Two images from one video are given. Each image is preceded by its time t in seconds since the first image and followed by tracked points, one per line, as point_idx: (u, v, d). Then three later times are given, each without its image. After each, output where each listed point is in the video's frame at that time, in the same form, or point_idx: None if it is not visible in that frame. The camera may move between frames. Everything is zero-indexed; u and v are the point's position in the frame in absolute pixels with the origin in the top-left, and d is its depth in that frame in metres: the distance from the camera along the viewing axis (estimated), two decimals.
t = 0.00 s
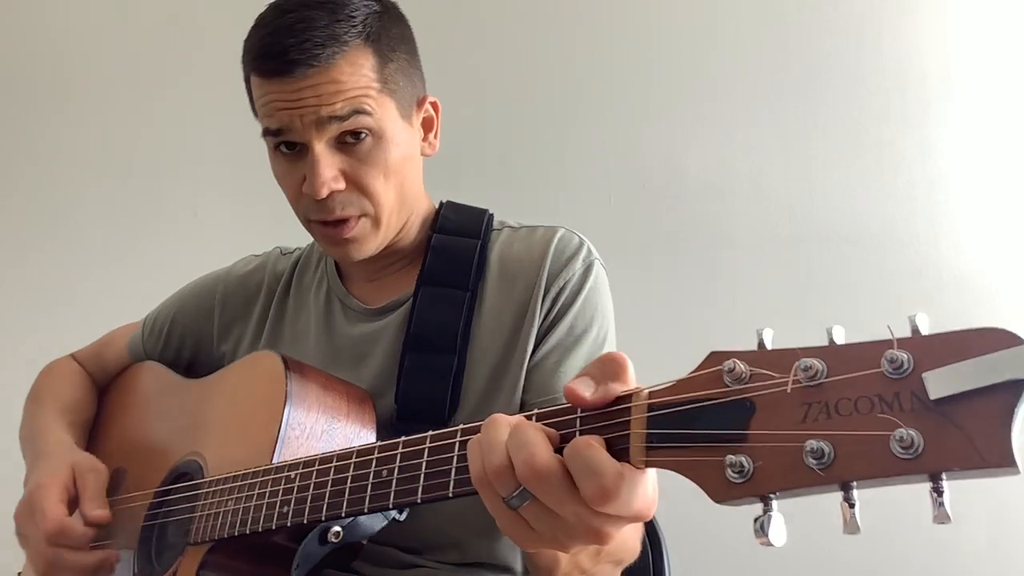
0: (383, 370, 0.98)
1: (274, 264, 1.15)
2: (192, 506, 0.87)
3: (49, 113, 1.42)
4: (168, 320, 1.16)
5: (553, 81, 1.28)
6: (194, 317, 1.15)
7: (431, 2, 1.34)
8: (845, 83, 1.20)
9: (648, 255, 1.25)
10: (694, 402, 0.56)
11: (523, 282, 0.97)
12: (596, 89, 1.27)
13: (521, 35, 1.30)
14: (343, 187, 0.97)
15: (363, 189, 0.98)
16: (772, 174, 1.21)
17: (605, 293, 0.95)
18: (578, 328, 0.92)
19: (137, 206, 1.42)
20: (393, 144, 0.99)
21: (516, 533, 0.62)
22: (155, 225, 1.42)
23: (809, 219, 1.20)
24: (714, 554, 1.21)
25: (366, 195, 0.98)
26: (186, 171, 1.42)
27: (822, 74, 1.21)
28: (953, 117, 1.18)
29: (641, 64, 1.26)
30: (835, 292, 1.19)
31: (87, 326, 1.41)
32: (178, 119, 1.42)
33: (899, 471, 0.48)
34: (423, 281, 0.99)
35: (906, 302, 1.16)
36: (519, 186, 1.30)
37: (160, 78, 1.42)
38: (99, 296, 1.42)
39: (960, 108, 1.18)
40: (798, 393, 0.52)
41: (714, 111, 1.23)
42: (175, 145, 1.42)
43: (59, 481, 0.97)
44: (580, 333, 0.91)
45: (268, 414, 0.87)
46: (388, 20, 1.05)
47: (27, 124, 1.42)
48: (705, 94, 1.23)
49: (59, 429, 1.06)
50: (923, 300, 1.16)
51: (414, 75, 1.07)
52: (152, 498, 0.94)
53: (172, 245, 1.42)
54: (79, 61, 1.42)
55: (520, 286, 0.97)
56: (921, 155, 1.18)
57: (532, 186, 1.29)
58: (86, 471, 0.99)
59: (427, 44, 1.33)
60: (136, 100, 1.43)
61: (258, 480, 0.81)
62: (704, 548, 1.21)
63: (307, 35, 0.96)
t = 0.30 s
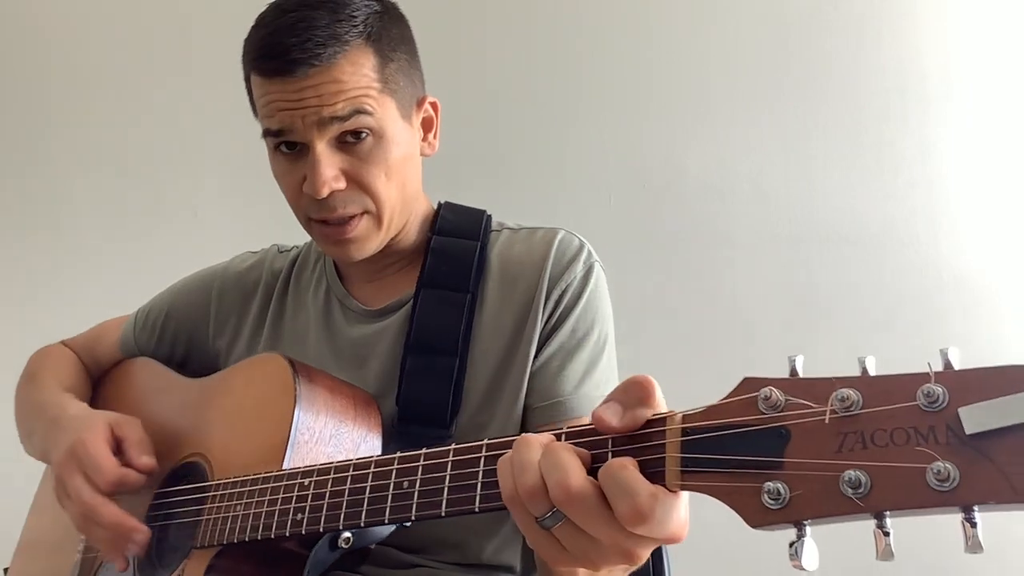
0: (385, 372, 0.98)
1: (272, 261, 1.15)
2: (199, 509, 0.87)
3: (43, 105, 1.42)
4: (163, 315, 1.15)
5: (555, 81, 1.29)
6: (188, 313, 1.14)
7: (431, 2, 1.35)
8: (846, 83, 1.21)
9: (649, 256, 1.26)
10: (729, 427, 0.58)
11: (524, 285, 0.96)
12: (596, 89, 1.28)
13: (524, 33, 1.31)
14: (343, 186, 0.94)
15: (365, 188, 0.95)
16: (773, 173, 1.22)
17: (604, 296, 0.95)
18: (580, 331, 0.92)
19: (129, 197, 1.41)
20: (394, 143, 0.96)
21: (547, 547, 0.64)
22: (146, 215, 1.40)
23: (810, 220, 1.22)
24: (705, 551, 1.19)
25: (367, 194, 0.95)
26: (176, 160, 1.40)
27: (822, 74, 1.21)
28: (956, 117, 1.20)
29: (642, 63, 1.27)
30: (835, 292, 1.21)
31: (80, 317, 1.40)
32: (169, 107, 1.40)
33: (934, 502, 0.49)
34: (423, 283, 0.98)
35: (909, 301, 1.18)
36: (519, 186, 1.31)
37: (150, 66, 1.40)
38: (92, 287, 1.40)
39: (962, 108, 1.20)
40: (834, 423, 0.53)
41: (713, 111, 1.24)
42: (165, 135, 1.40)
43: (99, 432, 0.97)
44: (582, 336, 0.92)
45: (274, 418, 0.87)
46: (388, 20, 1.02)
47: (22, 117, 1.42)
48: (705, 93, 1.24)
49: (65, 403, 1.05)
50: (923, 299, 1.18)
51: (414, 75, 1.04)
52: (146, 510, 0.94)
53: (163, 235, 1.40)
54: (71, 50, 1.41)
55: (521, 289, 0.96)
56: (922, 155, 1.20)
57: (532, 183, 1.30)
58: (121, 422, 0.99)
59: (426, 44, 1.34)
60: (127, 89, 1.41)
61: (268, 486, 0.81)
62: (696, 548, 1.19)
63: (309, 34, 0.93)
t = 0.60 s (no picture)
0: (388, 371, 0.98)
1: (277, 259, 1.14)
2: (202, 509, 0.87)
3: (44, 103, 1.41)
4: (168, 312, 1.14)
5: (553, 79, 1.28)
6: (193, 312, 1.14)
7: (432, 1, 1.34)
8: (844, 84, 1.18)
9: (648, 257, 1.24)
10: (736, 432, 0.57)
11: (532, 287, 0.95)
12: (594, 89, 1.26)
13: (526, 32, 1.30)
14: (352, 183, 0.93)
15: (373, 186, 0.94)
16: (773, 174, 1.20)
17: (612, 298, 0.95)
18: (589, 331, 0.92)
19: (132, 195, 1.41)
20: (403, 141, 0.96)
21: (553, 550, 0.64)
22: (149, 213, 1.40)
23: (808, 221, 1.19)
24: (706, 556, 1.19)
25: (376, 192, 0.95)
26: (179, 158, 1.40)
27: (821, 75, 1.19)
28: (951, 113, 1.16)
29: (641, 63, 1.25)
30: (833, 296, 1.17)
31: (81, 315, 1.40)
32: (172, 105, 1.40)
33: (942, 509, 0.49)
34: (431, 283, 0.98)
35: (905, 305, 1.15)
36: (518, 185, 1.29)
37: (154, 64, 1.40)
38: (93, 285, 1.40)
39: (957, 105, 1.16)
40: (842, 429, 0.53)
41: (712, 112, 1.22)
42: (168, 133, 1.40)
43: (113, 455, 0.96)
44: (591, 336, 0.92)
45: (278, 418, 0.87)
46: (399, 19, 1.02)
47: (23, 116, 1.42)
48: (704, 94, 1.22)
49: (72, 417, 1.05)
50: (919, 305, 1.14)
51: (423, 74, 1.04)
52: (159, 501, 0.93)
53: (165, 234, 1.40)
54: (75, 48, 1.41)
55: (529, 291, 0.95)
56: (917, 155, 1.16)
57: (530, 184, 1.29)
58: (135, 444, 0.97)
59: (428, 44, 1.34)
60: (130, 87, 1.41)
61: (271, 487, 0.81)
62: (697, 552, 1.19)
63: (319, 31, 0.93)
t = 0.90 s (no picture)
0: (394, 372, 0.98)
1: (282, 258, 1.14)
2: (205, 508, 0.87)
3: (48, 99, 1.41)
4: (174, 311, 1.15)
5: (559, 80, 1.27)
6: (198, 311, 1.14)
7: None
8: (843, 82, 1.16)
9: (653, 258, 1.23)
10: (742, 439, 0.57)
11: (541, 291, 0.95)
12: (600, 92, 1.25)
13: (530, 30, 1.28)
14: (362, 178, 0.93)
15: (384, 181, 0.94)
16: (775, 173, 1.19)
17: (621, 301, 0.95)
18: (597, 334, 0.92)
19: (138, 193, 1.41)
20: (414, 138, 0.96)
21: (555, 554, 0.64)
22: (155, 211, 1.40)
23: (811, 222, 1.17)
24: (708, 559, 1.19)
25: (386, 187, 0.94)
26: (186, 156, 1.40)
27: (820, 75, 1.17)
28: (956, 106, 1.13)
29: (643, 63, 1.24)
30: (831, 298, 1.15)
31: (87, 312, 1.41)
32: (178, 103, 1.40)
33: (948, 519, 0.49)
34: (440, 284, 0.98)
35: (909, 305, 1.12)
36: (522, 185, 1.28)
37: (160, 62, 1.40)
38: (99, 283, 1.41)
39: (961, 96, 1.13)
40: (848, 437, 0.53)
41: (713, 112, 1.21)
42: (175, 131, 1.40)
43: (95, 472, 0.96)
44: (600, 338, 0.92)
45: (283, 418, 0.87)
46: (414, 18, 1.03)
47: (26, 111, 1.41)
48: (705, 92, 1.21)
49: (65, 432, 1.05)
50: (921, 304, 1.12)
51: (437, 73, 1.04)
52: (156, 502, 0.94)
53: (172, 232, 1.40)
54: (80, 44, 1.41)
55: (538, 294, 0.95)
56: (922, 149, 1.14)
57: (534, 188, 1.28)
58: (118, 460, 0.98)
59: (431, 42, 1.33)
60: (137, 85, 1.41)
61: (275, 488, 0.82)
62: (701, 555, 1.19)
63: (336, 25, 0.93)
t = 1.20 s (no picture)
0: (394, 372, 0.98)
1: (282, 258, 1.15)
2: (205, 508, 0.87)
3: (49, 100, 1.41)
4: (175, 311, 1.15)
5: (561, 81, 1.27)
6: (199, 312, 1.15)
7: None
8: (843, 84, 1.17)
9: (652, 253, 1.24)
10: (742, 432, 0.58)
11: (543, 292, 0.96)
12: (598, 93, 1.26)
13: (535, 31, 1.29)
14: (369, 177, 0.94)
15: (391, 181, 0.95)
16: (774, 167, 1.19)
17: (623, 303, 0.96)
18: (599, 335, 0.93)
19: (138, 194, 1.41)
20: (422, 138, 0.96)
21: (552, 547, 0.65)
22: (154, 212, 1.41)
23: (810, 218, 1.17)
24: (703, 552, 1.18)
25: (393, 187, 0.95)
26: (187, 157, 1.40)
27: (819, 77, 1.18)
28: (954, 104, 1.13)
29: (643, 64, 1.24)
30: (831, 298, 1.16)
31: (87, 312, 1.41)
32: (179, 103, 1.40)
33: (946, 511, 0.49)
34: (443, 284, 0.98)
35: (911, 304, 1.12)
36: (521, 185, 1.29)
37: (161, 63, 1.40)
38: (100, 283, 1.41)
39: (959, 94, 1.13)
40: (846, 430, 0.54)
41: (713, 111, 1.21)
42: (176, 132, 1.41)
43: (59, 535, 0.95)
44: (602, 339, 0.93)
45: (284, 418, 0.87)
46: (422, 18, 1.03)
47: (27, 112, 1.41)
48: (705, 91, 1.21)
49: (50, 462, 1.04)
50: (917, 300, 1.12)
51: (444, 73, 1.05)
52: (160, 497, 0.94)
53: (173, 233, 1.41)
54: (80, 44, 1.41)
55: (540, 295, 0.96)
56: (922, 146, 1.14)
57: (535, 185, 1.28)
58: (83, 523, 0.95)
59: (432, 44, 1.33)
60: (138, 86, 1.41)
61: (275, 486, 0.82)
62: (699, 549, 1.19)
63: (345, 24, 0.94)
